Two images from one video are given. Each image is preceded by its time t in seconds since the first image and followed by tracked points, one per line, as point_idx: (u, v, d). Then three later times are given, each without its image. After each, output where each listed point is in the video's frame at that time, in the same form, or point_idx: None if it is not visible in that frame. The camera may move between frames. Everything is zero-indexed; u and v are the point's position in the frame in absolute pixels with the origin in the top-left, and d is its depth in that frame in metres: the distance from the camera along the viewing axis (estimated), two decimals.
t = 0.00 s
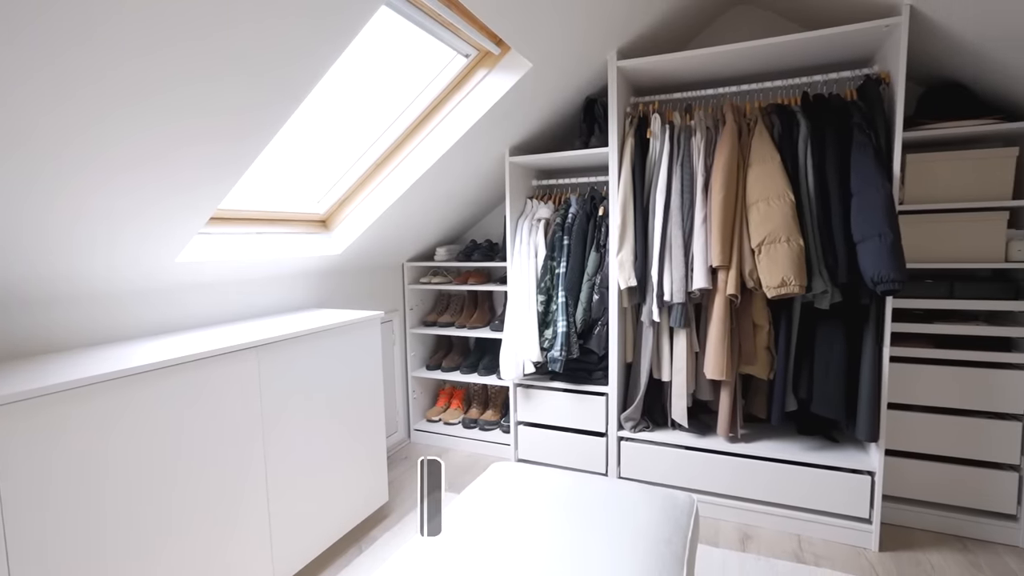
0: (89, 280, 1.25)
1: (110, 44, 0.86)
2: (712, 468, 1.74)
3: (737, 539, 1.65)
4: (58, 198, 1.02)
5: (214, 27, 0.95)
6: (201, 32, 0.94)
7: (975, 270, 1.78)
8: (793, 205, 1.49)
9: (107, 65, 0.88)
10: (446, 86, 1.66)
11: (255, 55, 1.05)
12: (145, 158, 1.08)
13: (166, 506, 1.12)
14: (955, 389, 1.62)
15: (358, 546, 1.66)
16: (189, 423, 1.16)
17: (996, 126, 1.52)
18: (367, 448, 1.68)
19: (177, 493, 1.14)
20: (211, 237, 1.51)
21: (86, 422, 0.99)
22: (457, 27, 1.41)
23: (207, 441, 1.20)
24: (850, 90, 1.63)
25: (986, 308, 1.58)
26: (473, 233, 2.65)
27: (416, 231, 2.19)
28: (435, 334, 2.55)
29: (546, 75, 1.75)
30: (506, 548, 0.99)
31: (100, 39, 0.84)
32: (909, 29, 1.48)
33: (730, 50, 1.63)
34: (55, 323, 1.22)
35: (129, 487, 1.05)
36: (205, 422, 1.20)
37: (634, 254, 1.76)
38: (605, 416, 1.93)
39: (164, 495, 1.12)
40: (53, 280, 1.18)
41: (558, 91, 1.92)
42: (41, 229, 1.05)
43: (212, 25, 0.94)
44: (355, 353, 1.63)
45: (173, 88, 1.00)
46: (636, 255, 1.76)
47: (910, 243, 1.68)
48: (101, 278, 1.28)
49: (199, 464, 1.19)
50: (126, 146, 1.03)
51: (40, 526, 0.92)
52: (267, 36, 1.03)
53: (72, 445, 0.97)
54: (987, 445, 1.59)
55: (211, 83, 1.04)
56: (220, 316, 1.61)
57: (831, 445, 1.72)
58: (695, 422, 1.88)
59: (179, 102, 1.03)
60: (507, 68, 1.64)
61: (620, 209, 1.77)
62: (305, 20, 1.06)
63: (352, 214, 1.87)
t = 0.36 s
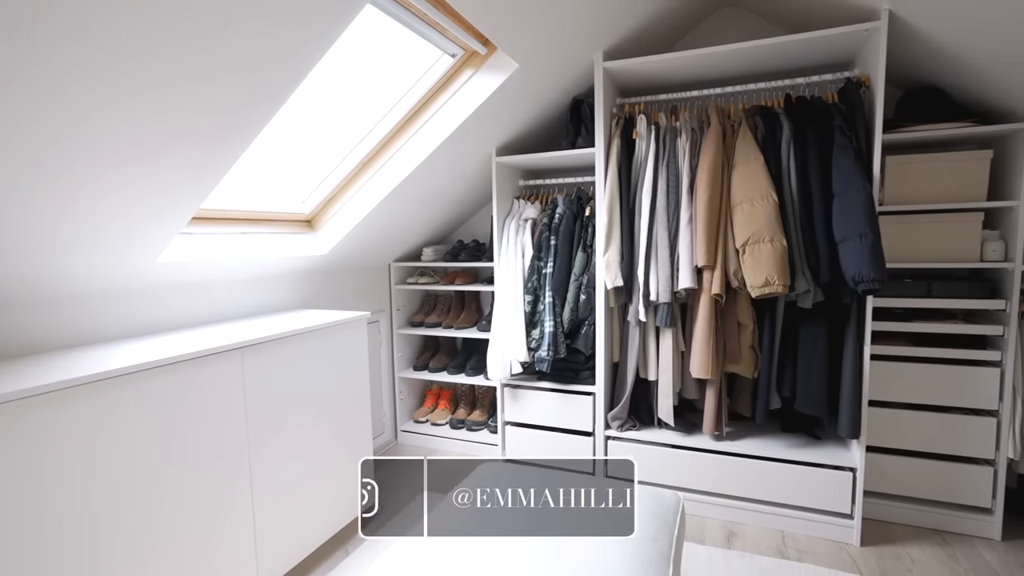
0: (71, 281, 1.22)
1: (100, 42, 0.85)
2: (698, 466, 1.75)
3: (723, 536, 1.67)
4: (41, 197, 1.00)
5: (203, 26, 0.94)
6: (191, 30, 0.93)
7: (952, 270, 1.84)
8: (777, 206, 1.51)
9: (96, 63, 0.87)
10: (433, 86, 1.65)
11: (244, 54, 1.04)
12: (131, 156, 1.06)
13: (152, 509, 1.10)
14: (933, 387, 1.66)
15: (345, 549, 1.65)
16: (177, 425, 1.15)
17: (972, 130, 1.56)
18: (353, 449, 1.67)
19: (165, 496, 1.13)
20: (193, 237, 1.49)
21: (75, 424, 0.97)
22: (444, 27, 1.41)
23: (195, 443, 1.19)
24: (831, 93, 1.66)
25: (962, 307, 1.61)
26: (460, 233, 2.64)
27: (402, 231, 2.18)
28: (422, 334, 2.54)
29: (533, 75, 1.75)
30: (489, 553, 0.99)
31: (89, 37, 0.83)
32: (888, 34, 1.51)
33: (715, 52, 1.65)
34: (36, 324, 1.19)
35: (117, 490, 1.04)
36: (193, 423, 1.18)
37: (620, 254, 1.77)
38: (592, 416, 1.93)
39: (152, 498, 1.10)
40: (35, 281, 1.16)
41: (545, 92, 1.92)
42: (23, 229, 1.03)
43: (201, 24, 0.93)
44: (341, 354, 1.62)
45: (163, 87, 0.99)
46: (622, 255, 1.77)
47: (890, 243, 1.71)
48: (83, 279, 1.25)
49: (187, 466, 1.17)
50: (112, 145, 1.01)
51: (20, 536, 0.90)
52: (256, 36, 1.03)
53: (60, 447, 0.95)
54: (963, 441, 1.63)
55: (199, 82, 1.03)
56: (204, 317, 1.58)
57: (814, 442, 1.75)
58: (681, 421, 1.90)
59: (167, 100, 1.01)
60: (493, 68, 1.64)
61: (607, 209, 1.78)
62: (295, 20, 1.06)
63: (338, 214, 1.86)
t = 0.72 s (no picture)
0: (53, 282, 1.20)
1: (87, 41, 0.84)
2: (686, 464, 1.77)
3: (710, 533, 1.69)
4: (22, 199, 0.98)
5: (190, 26, 0.93)
6: (178, 30, 0.92)
7: (931, 270, 1.88)
8: (762, 206, 1.52)
9: (81, 61, 0.86)
10: (421, 85, 1.64)
11: (231, 54, 1.04)
12: (115, 156, 1.04)
13: (136, 514, 1.09)
14: (915, 384, 1.69)
15: (333, 551, 1.63)
16: (163, 427, 1.14)
17: (951, 132, 1.59)
18: (341, 451, 1.66)
19: (153, 499, 1.12)
20: (177, 237, 1.47)
21: (59, 428, 0.96)
22: (432, 27, 1.40)
23: (182, 445, 1.18)
24: (816, 95, 1.68)
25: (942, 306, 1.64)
26: (448, 233, 2.63)
27: (390, 231, 2.17)
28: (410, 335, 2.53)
29: (521, 75, 1.75)
30: (481, 554, 0.99)
31: (74, 36, 0.82)
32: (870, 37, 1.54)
33: (702, 54, 1.66)
34: (19, 326, 1.17)
35: (103, 494, 1.03)
36: (180, 425, 1.17)
37: (608, 254, 1.77)
38: (581, 415, 1.94)
39: (139, 502, 1.09)
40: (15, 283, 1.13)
41: (534, 92, 1.92)
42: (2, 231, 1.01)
43: (189, 24, 0.92)
44: (329, 355, 1.60)
45: (149, 87, 0.98)
46: (611, 255, 1.77)
47: (873, 244, 1.74)
48: (64, 281, 1.22)
49: (174, 469, 1.16)
50: (97, 145, 1.00)
51: None
52: (244, 36, 1.02)
53: (46, 451, 0.94)
54: (944, 437, 1.66)
55: (186, 81, 1.02)
56: (189, 318, 1.56)
57: (799, 440, 1.77)
58: (669, 420, 1.91)
59: (154, 99, 1.00)
60: (482, 68, 1.64)
61: (595, 209, 1.78)
62: (283, 20, 1.05)
63: (325, 214, 1.84)
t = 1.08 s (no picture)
0: (33, 284, 1.17)
1: (69, 39, 0.82)
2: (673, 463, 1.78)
3: (697, 531, 1.70)
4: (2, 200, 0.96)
5: (166, 24, 0.91)
6: (153, 28, 0.90)
7: (911, 269, 1.92)
8: (747, 207, 1.54)
9: (64, 59, 0.84)
10: (408, 85, 1.63)
11: (217, 54, 1.03)
12: (97, 155, 1.02)
13: (119, 518, 1.07)
14: (896, 382, 1.71)
15: (320, 554, 1.61)
16: (148, 431, 1.12)
17: (930, 135, 1.62)
18: (328, 453, 1.64)
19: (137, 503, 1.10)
20: (159, 237, 1.44)
21: (44, 430, 0.94)
22: (419, 26, 1.39)
23: (167, 449, 1.16)
24: (799, 97, 1.70)
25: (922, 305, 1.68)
26: (436, 233, 2.62)
27: (378, 231, 2.16)
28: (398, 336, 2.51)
29: (509, 76, 1.75)
30: (476, 553, 1.00)
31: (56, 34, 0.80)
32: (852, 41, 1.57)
33: (688, 56, 1.67)
34: None
35: (87, 498, 1.01)
36: (164, 428, 1.16)
37: (596, 254, 1.78)
38: (569, 415, 1.94)
39: (123, 506, 1.07)
40: None
41: (522, 93, 1.93)
42: None
43: (174, 22, 0.91)
44: (316, 357, 1.59)
45: (133, 85, 0.96)
46: (598, 255, 1.78)
47: (855, 244, 1.76)
48: (45, 283, 1.20)
49: (159, 473, 1.15)
50: (79, 144, 0.98)
51: None
52: (230, 35, 1.01)
53: (29, 455, 0.92)
54: (924, 434, 1.69)
55: (172, 80, 1.01)
56: (172, 319, 1.54)
57: (784, 438, 1.79)
58: (656, 419, 1.93)
59: (138, 98, 0.99)
60: (469, 68, 1.63)
61: (583, 209, 1.79)
62: (270, 20, 1.04)
63: (311, 214, 1.82)
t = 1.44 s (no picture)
0: (9, 286, 1.14)
1: (43, 39, 0.80)
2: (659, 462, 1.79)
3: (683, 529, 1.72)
4: None
5: (148, 24, 0.89)
6: (135, 29, 0.89)
7: (890, 269, 1.95)
8: (731, 208, 1.56)
9: (40, 59, 0.82)
10: (394, 84, 1.62)
11: (200, 54, 1.01)
12: (74, 155, 1.00)
13: (98, 525, 1.04)
14: (877, 380, 1.75)
15: (305, 558, 1.60)
16: (128, 434, 1.10)
17: (908, 137, 1.66)
18: (313, 455, 1.63)
19: (117, 508, 1.08)
20: (139, 237, 1.41)
21: (20, 436, 0.92)
22: (405, 25, 1.38)
23: (149, 453, 1.14)
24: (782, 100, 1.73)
25: (902, 304, 1.71)
26: (423, 233, 2.61)
27: (363, 231, 2.14)
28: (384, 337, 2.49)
29: (495, 76, 1.75)
30: (468, 552, 1.00)
31: (32, 34, 0.78)
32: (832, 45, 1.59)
33: (673, 58, 1.69)
34: None
35: (66, 505, 0.99)
36: (145, 432, 1.14)
37: (582, 254, 1.78)
38: (556, 415, 1.95)
39: (101, 513, 1.05)
40: None
41: (508, 94, 1.93)
42: None
43: (156, 21, 0.90)
44: (301, 359, 1.57)
45: (111, 86, 0.94)
46: (585, 255, 1.79)
47: (836, 244, 1.79)
48: (20, 285, 1.17)
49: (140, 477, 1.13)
50: (58, 145, 0.96)
51: None
52: (213, 34, 1.00)
53: (1, 464, 0.90)
54: (903, 430, 1.72)
55: (153, 79, 0.99)
56: (152, 321, 1.51)
57: (768, 435, 1.81)
58: (642, 418, 1.94)
59: (119, 98, 0.97)
60: (455, 68, 1.63)
61: (569, 210, 1.79)
62: (255, 20, 1.04)
63: (296, 214, 1.80)
